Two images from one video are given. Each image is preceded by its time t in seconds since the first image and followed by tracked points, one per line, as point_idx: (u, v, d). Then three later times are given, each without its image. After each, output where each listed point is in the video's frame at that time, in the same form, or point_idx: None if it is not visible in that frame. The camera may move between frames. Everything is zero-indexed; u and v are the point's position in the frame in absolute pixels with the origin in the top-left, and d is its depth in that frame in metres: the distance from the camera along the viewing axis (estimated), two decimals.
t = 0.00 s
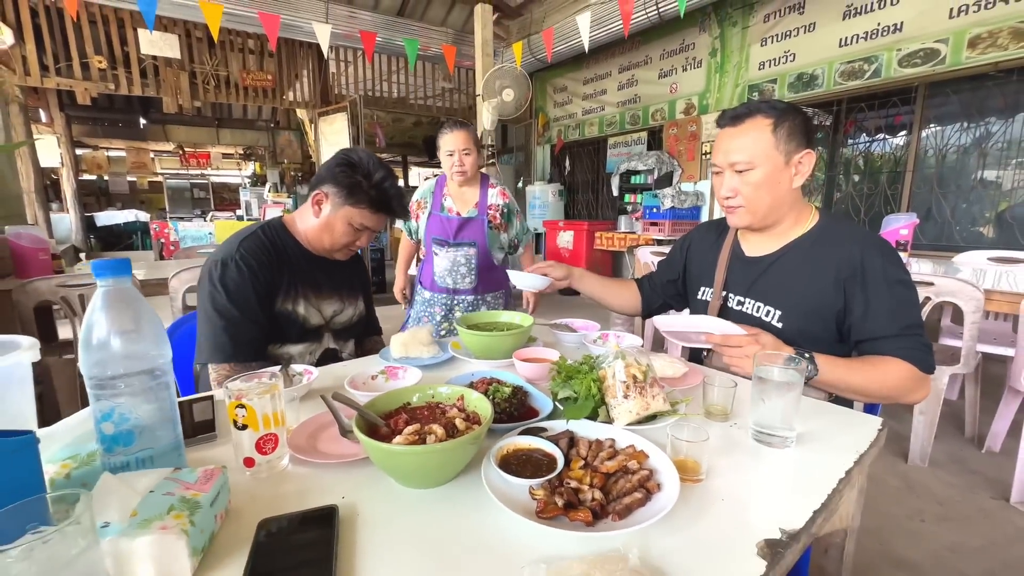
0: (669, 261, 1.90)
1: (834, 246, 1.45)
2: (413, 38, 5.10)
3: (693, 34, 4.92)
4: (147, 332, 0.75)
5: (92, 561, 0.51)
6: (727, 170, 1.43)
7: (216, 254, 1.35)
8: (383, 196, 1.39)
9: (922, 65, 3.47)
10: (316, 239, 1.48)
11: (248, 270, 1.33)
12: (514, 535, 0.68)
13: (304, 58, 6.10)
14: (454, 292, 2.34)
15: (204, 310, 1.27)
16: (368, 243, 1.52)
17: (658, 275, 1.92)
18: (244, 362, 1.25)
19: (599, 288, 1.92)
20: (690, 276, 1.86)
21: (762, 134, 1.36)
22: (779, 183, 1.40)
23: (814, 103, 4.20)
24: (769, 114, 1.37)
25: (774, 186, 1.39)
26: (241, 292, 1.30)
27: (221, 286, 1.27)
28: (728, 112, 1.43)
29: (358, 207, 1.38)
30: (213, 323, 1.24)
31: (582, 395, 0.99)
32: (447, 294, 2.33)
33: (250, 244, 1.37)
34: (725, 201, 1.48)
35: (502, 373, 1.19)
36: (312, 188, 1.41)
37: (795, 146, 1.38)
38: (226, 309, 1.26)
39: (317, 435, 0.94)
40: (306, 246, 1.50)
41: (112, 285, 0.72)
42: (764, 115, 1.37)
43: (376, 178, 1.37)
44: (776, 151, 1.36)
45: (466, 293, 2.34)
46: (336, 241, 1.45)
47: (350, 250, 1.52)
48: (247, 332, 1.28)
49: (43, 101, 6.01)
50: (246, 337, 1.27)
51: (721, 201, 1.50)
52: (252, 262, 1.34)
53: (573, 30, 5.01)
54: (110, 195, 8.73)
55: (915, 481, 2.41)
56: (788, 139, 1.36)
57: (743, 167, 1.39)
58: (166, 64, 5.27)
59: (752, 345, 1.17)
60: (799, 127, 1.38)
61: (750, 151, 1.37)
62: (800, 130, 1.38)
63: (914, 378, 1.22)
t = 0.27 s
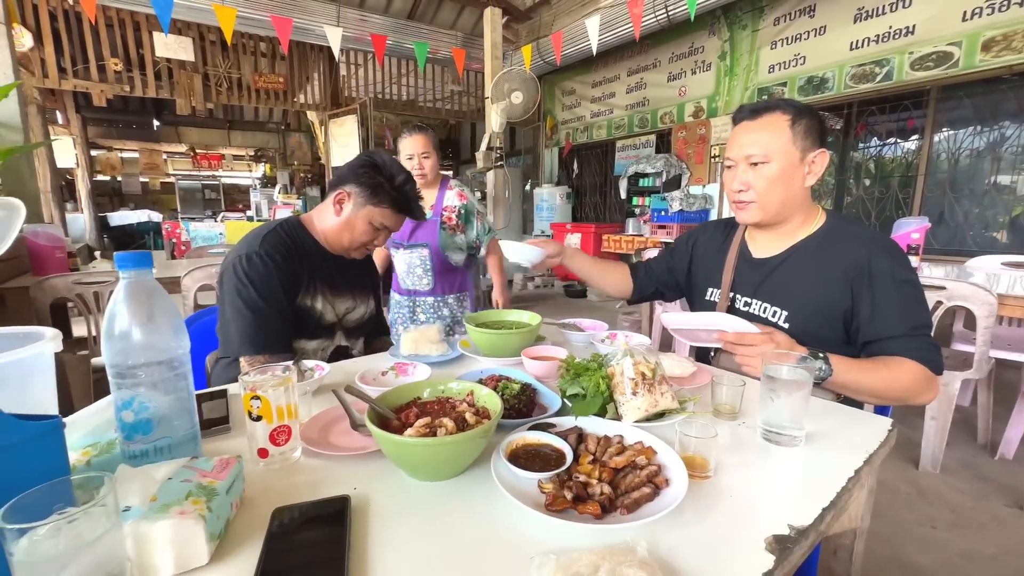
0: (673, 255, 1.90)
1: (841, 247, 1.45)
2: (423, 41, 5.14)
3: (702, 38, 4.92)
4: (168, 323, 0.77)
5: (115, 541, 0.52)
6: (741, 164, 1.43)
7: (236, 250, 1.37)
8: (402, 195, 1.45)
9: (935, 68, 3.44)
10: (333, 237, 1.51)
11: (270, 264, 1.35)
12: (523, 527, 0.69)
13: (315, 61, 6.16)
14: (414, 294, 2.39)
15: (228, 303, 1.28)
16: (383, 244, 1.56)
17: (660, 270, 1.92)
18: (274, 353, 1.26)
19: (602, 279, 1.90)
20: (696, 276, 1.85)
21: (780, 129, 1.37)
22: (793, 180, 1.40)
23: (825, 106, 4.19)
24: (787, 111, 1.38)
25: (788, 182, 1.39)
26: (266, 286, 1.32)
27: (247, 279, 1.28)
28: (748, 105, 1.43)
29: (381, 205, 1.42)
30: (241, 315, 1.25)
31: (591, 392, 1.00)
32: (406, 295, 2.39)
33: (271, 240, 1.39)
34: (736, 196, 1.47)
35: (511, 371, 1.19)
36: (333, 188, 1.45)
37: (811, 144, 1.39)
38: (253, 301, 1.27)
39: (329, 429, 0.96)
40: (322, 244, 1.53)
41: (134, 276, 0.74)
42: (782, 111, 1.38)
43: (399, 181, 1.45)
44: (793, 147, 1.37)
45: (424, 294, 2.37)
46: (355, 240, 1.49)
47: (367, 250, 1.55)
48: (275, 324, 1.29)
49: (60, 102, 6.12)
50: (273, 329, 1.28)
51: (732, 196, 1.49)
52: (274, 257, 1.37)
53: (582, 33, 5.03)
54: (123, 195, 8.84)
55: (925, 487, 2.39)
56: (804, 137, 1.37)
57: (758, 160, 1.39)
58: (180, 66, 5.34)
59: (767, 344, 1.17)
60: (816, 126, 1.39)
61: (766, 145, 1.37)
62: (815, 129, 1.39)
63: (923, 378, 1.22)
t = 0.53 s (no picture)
0: (675, 244, 1.87)
1: (848, 246, 1.44)
2: (430, 41, 5.15)
3: (709, 39, 4.91)
4: (177, 312, 0.78)
5: (126, 523, 0.53)
6: (752, 157, 1.41)
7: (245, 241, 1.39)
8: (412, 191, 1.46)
9: (944, 70, 3.42)
10: (343, 232, 1.52)
11: (275, 257, 1.36)
12: (530, 518, 0.69)
13: (322, 60, 6.19)
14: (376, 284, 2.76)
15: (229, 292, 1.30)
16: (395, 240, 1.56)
17: (659, 258, 1.89)
18: (263, 346, 1.28)
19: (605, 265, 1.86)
20: (697, 271, 1.84)
21: (793, 123, 1.36)
22: (803, 175, 1.39)
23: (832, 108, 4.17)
24: (799, 106, 1.37)
25: (798, 177, 1.39)
26: (265, 278, 1.33)
27: (247, 271, 1.30)
28: (761, 96, 1.41)
29: (392, 201, 1.43)
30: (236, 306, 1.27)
31: (597, 386, 0.98)
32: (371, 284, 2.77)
33: (278, 234, 1.41)
34: (746, 189, 1.45)
35: (517, 367, 1.19)
36: (348, 183, 1.46)
37: (821, 140, 1.39)
38: (250, 293, 1.29)
39: (336, 421, 0.96)
40: (332, 239, 1.54)
41: (146, 263, 0.75)
42: (794, 106, 1.37)
43: (412, 177, 1.46)
44: (805, 141, 1.36)
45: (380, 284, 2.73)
46: (367, 235, 1.50)
47: (377, 245, 1.56)
48: (266, 317, 1.31)
49: (70, 100, 6.17)
50: (267, 322, 1.30)
51: (742, 190, 1.47)
52: (279, 250, 1.38)
53: (589, 33, 5.03)
54: (131, 192, 8.88)
55: (932, 490, 2.37)
56: (815, 132, 1.37)
57: (771, 153, 1.37)
58: (188, 64, 5.37)
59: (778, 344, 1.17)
60: (826, 122, 1.39)
61: (779, 138, 1.36)
62: (825, 125, 1.39)
63: (928, 378, 1.22)
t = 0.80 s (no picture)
0: (686, 237, 1.82)
1: (856, 247, 1.43)
2: (436, 40, 5.15)
3: (716, 39, 4.89)
4: (185, 304, 0.78)
5: (136, 512, 0.53)
6: (763, 153, 1.39)
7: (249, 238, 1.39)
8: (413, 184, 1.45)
9: (953, 71, 3.40)
10: (345, 228, 1.52)
11: (281, 252, 1.37)
12: (539, 513, 0.69)
13: (328, 58, 6.21)
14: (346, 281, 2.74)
15: (237, 288, 1.30)
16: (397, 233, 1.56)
17: (670, 253, 1.85)
18: (277, 339, 1.27)
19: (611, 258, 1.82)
20: (703, 270, 1.81)
21: (805, 118, 1.35)
22: (815, 172, 1.38)
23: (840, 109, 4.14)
24: (811, 101, 1.36)
25: (810, 174, 1.37)
26: (275, 273, 1.33)
27: (256, 266, 1.30)
28: (771, 91, 1.40)
29: (393, 195, 1.43)
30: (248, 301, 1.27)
31: (606, 383, 0.99)
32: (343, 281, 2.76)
33: (283, 230, 1.41)
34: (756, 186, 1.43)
35: (524, 364, 1.18)
36: (348, 177, 1.47)
37: (834, 137, 1.38)
38: (260, 287, 1.29)
39: (344, 416, 0.96)
40: (336, 235, 1.54)
41: (156, 255, 0.75)
42: (807, 101, 1.36)
43: (412, 169, 1.45)
44: (818, 138, 1.35)
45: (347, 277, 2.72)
46: (369, 229, 1.49)
47: (379, 240, 1.56)
48: (278, 311, 1.30)
49: (78, 97, 6.19)
50: (279, 315, 1.30)
51: (752, 187, 1.45)
52: (285, 246, 1.38)
53: (596, 32, 5.02)
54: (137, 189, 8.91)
55: (939, 494, 2.35)
56: (828, 129, 1.36)
57: (784, 149, 1.36)
58: (195, 62, 5.38)
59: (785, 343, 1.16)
60: (838, 119, 1.38)
61: (792, 134, 1.34)
62: (837, 122, 1.39)
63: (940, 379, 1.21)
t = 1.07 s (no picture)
0: (692, 236, 1.78)
1: (865, 251, 1.42)
2: (441, 39, 5.15)
3: (722, 38, 4.87)
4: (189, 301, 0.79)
5: (140, 506, 0.53)
6: (766, 153, 1.38)
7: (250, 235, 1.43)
8: (412, 178, 1.45)
9: (962, 70, 3.37)
10: (344, 224, 1.52)
11: (277, 249, 1.38)
12: (544, 512, 0.69)
13: (333, 57, 6.22)
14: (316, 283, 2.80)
15: (235, 285, 1.33)
16: (400, 230, 1.56)
17: (673, 254, 1.79)
18: (267, 335, 1.30)
19: (610, 254, 1.73)
20: (709, 270, 1.78)
21: (810, 118, 1.34)
22: (820, 174, 1.36)
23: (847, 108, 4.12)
24: (818, 100, 1.35)
25: (814, 175, 1.35)
26: (270, 269, 1.35)
27: (250, 263, 1.33)
28: (779, 88, 1.39)
29: (391, 190, 1.43)
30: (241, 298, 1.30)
31: (609, 382, 0.99)
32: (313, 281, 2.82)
33: (281, 227, 1.43)
34: (757, 187, 1.42)
35: (527, 362, 1.18)
36: (349, 173, 1.47)
37: (841, 137, 1.37)
38: (254, 285, 1.31)
39: (347, 413, 0.96)
40: (336, 232, 1.55)
41: (162, 251, 0.76)
42: (814, 99, 1.35)
43: (412, 165, 1.45)
44: (823, 138, 1.34)
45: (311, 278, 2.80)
46: (370, 226, 1.50)
47: (381, 237, 1.56)
48: (269, 308, 1.32)
49: (85, 95, 6.23)
50: (270, 310, 1.32)
51: (753, 188, 1.43)
52: (281, 242, 1.40)
53: (601, 31, 5.01)
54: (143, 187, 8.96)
55: (945, 497, 2.33)
56: (835, 128, 1.35)
57: (787, 149, 1.34)
58: (202, 61, 5.40)
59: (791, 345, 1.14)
60: (846, 118, 1.37)
61: (796, 134, 1.33)
62: (846, 122, 1.37)
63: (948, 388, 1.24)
